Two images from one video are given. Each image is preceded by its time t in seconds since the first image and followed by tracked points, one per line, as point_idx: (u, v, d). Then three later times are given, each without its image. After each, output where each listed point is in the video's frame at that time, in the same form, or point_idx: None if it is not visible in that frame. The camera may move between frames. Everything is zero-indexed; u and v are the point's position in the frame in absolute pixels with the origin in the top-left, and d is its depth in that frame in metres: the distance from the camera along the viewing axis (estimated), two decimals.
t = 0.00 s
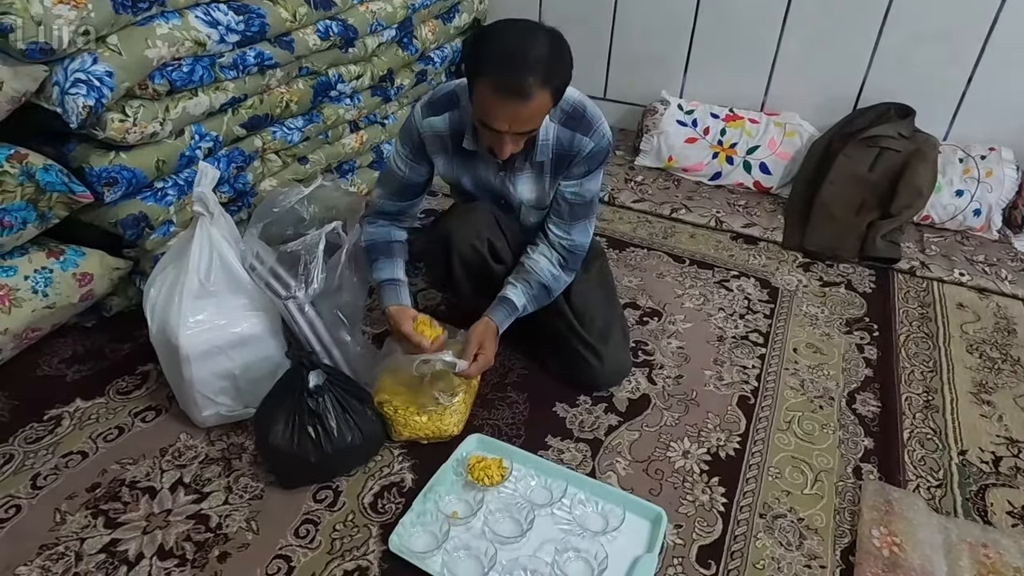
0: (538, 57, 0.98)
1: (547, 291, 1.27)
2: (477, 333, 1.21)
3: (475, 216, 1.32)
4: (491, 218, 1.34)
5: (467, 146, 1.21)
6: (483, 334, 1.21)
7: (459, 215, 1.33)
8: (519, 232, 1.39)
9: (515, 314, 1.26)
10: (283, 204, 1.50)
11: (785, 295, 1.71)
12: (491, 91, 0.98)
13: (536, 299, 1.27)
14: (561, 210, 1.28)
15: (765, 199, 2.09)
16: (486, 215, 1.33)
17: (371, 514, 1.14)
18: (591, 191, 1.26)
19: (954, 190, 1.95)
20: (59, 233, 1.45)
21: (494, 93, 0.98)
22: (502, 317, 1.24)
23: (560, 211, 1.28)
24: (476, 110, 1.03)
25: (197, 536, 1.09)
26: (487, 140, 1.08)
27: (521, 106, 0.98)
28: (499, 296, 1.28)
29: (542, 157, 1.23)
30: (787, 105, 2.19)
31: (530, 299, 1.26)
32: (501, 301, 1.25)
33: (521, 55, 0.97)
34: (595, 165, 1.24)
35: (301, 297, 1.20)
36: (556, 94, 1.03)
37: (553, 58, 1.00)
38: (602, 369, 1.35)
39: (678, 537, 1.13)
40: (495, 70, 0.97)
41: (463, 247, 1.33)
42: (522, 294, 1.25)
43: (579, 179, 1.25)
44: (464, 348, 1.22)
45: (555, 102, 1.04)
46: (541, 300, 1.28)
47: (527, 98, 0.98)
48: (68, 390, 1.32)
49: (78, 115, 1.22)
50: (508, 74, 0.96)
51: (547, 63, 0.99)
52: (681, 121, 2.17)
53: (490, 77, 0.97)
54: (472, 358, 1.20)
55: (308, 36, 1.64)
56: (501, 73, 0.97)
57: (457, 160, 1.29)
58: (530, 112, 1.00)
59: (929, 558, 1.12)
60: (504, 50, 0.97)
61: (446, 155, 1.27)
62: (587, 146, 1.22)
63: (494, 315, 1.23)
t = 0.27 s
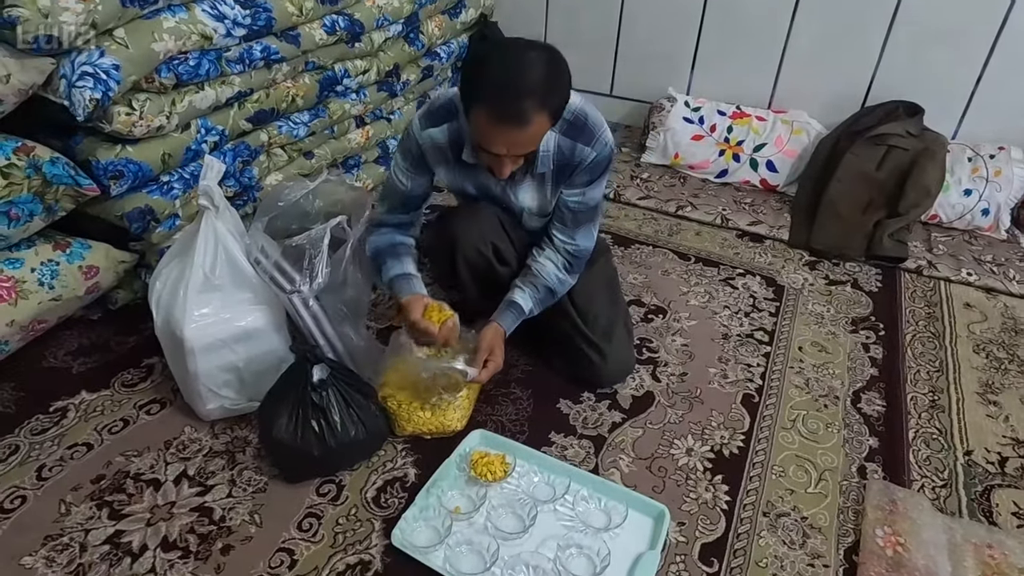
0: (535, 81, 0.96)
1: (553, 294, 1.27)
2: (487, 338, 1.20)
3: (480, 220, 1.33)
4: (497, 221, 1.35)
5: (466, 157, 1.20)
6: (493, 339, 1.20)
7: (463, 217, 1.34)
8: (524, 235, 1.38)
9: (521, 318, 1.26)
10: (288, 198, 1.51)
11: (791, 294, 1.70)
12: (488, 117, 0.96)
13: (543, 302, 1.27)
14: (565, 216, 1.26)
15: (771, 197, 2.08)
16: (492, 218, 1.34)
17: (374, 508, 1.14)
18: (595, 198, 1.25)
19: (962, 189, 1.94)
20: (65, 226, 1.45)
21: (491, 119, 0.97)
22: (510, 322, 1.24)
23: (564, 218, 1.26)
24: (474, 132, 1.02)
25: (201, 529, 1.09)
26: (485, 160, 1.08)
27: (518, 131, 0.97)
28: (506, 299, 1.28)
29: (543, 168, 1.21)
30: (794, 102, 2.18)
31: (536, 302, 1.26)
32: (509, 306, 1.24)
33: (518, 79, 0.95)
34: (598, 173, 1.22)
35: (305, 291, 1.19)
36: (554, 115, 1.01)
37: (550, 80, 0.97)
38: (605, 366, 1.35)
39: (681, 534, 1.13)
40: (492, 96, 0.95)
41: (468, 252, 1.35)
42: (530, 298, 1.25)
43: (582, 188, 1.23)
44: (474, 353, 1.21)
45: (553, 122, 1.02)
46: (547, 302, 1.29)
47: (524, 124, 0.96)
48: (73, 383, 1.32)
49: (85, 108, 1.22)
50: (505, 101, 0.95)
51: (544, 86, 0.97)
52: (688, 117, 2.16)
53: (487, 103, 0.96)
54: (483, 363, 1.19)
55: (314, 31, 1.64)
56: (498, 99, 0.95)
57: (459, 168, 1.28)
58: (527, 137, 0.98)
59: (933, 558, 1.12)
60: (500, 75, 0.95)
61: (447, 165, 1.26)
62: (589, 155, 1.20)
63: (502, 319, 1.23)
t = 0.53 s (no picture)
0: (541, 101, 0.93)
1: (563, 291, 1.29)
2: (499, 335, 1.23)
3: (484, 228, 1.33)
4: (502, 230, 1.34)
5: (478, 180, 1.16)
6: (504, 335, 1.24)
7: (467, 226, 1.33)
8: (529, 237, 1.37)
9: (532, 314, 1.28)
10: (293, 195, 1.52)
11: (795, 293, 1.70)
12: (493, 140, 0.93)
13: (554, 299, 1.29)
14: (574, 219, 1.28)
15: (776, 196, 2.08)
16: (497, 226, 1.33)
17: (377, 505, 1.14)
18: (604, 201, 1.26)
19: (968, 189, 1.93)
20: (70, 222, 1.45)
21: (496, 143, 0.94)
22: (522, 317, 1.26)
23: (574, 220, 1.28)
24: (479, 156, 0.99)
25: (204, 525, 1.10)
26: (492, 184, 1.05)
27: (524, 154, 0.94)
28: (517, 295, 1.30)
29: (552, 180, 1.21)
30: (799, 101, 2.17)
31: (547, 299, 1.28)
32: (520, 303, 1.27)
33: (522, 100, 0.91)
34: (606, 177, 1.23)
35: (309, 288, 1.20)
36: (561, 135, 0.98)
37: (555, 99, 0.95)
38: (604, 364, 1.35)
39: (683, 533, 1.13)
40: (496, 118, 0.92)
41: (474, 260, 1.34)
42: (541, 295, 1.27)
43: (592, 193, 1.24)
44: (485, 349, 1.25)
45: (560, 142, 0.99)
46: (557, 299, 1.30)
47: (531, 146, 0.93)
48: (77, 378, 1.33)
49: (90, 104, 1.22)
50: (511, 123, 0.91)
51: (549, 106, 0.94)
52: (692, 116, 2.15)
53: (492, 125, 0.93)
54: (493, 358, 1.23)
55: (319, 28, 1.64)
56: (503, 122, 0.92)
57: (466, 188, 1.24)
58: (535, 158, 0.95)
59: (936, 559, 1.12)
60: (504, 97, 0.92)
61: (457, 186, 1.22)
62: (597, 162, 1.20)
63: (513, 315, 1.26)
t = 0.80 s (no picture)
0: (554, 130, 0.87)
1: (571, 290, 1.29)
2: (507, 333, 1.24)
3: (491, 238, 1.33)
4: (507, 239, 1.34)
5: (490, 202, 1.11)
6: (512, 333, 1.25)
7: (475, 240, 1.33)
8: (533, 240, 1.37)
9: (540, 311, 1.29)
10: (296, 191, 1.52)
11: (798, 292, 1.70)
12: (503, 172, 0.88)
13: (562, 297, 1.30)
14: (581, 225, 1.26)
15: (779, 194, 2.07)
16: (503, 235, 1.33)
17: (380, 501, 1.14)
18: (612, 207, 1.24)
19: (972, 188, 1.93)
20: (74, 218, 1.46)
21: (507, 175, 0.88)
22: (529, 315, 1.27)
23: (581, 226, 1.26)
24: (488, 185, 0.93)
25: (207, 520, 1.10)
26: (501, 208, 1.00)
27: (536, 185, 0.89)
28: (524, 291, 1.31)
29: (563, 196, 1.17)
30: (803, 99, 2.17)
31: (555, 297, 1.29)
32: (528, 301, 1.27)
33: (535, 131, 0.86)
34: (614, 185, 1.20)
35: (313, 284, 1.20)
36: (574, 160, 0.92)
37: (568, 126, 0.89)
38: (605, 364, 1.35)
39: (685, 530, 1.13)
40: (507, 150, 0.87)
41: (481, 270, 1.34)
42: (549, 293, 1.28)
43: (600, 201, 1.22)
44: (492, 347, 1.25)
45: (572, 168, 0.94)
46: (564, 296, 1.31)
47: (544, 178, 0.88)
48: (81, 374, 1.33)
49: (95, 100, 1.22)
50: (523, 156, 0.86)
51: (563, 135, 0.88)
52: (696, 114, 2.15)
53: (502, 156, 0.87)
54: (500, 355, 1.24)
55: (322, 25, 1.64)
56: (513, 153, 0.86)
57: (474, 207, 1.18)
58: (547, 189, 0.90)
59: (939, 557, 1.12)
60: (514, 127, 0.86)
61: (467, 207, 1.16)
62: (606, 173, 1.16)
63: (520, 313, 1.27)
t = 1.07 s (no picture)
0: (553, 151, 0.87)
1: (571, 291, 1.29)
2: (506, 333, 1.24)
3: (492, 240, 1.33)
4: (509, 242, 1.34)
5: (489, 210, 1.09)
6: (511, 333, 1.25)
7: (476, 243, 1.33)
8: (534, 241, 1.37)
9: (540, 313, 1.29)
10: (297, 188, 1.53)
11: (798, 289, 1.70)
12: (503, 191, 0.89)
13: (562, 299, 1.30)
14: (582, 230, 1.25)
15: (779, 192, 2.07)
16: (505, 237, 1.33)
17: (380, 498, 1.14)
18: (612, 213, 1.23)
19: (973, 186, 1.93)
20: (75, 214, 1.46)
21: (507, 194, 0.89)
22: (529, 317, 1.27)
23: (582, 231, 1.25)
24: (487, 200, 0.94)
25: (208, 516, 1.10)
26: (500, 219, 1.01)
27: (535, 203, 0.90)
28: (525, 292, 1.31)
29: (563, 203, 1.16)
30: (804, 97, 2.17)
31: (555, 299, 1.29)
32: (528, 303, 1.27)
33: (534, 153, 0.86)
34: (615, 192, 1.19)
35: (313, 281, 1.20)
36: (573, 176, 0.92)
37: (567, 145, 0.89)
38: (604, 362, 1.35)
39: (685, 527, 1.14)
40: (506, 170, 0.87)
41: (482, 271, 1.34)
42: (549, 295, 1.28)
43: (601, 207, 1.20)
44: (491, 347, 1.26)
45: (571, 182, 0.94)
46: (564, 298, 1.31)
47: (543, 197, 0.89)
48: (82, 370, 1.33)
49: (95, 97, 1.22)
50: (522, 177, 0.86)
51: (562, 155, 0.88)
52: (697, 112, 2.15)
53: (501, 176, 0.87)
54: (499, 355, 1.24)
55: (323, 21, 1.64)
56: (512, 174, 0.86)
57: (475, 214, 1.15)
58: (546, 206, 0.91)
59: (938, 554, 1.12)
60: (513, 148, 0.86)
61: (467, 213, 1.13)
62: (606, 180, 1.15)
63: (520, 314, 1.27)
